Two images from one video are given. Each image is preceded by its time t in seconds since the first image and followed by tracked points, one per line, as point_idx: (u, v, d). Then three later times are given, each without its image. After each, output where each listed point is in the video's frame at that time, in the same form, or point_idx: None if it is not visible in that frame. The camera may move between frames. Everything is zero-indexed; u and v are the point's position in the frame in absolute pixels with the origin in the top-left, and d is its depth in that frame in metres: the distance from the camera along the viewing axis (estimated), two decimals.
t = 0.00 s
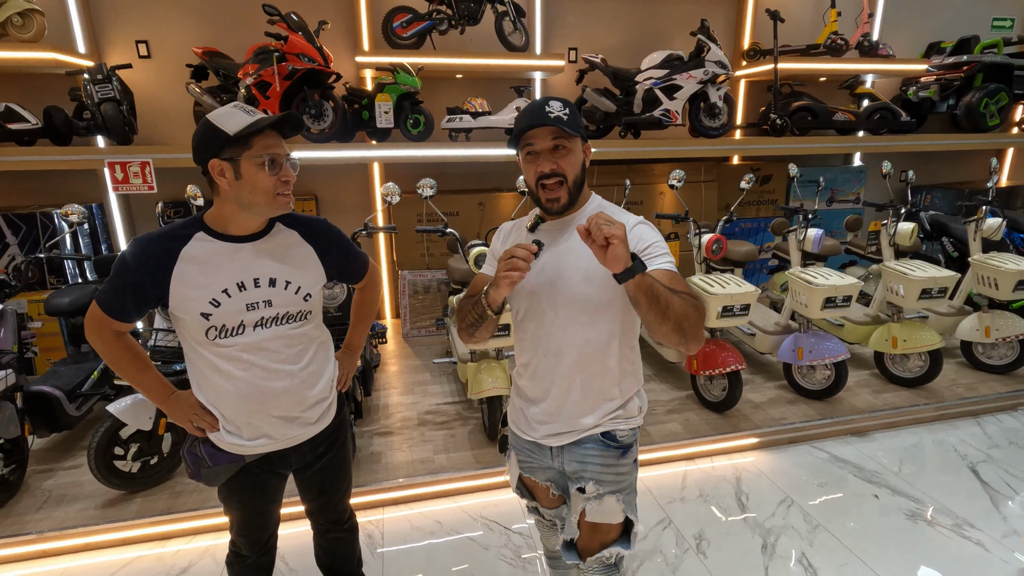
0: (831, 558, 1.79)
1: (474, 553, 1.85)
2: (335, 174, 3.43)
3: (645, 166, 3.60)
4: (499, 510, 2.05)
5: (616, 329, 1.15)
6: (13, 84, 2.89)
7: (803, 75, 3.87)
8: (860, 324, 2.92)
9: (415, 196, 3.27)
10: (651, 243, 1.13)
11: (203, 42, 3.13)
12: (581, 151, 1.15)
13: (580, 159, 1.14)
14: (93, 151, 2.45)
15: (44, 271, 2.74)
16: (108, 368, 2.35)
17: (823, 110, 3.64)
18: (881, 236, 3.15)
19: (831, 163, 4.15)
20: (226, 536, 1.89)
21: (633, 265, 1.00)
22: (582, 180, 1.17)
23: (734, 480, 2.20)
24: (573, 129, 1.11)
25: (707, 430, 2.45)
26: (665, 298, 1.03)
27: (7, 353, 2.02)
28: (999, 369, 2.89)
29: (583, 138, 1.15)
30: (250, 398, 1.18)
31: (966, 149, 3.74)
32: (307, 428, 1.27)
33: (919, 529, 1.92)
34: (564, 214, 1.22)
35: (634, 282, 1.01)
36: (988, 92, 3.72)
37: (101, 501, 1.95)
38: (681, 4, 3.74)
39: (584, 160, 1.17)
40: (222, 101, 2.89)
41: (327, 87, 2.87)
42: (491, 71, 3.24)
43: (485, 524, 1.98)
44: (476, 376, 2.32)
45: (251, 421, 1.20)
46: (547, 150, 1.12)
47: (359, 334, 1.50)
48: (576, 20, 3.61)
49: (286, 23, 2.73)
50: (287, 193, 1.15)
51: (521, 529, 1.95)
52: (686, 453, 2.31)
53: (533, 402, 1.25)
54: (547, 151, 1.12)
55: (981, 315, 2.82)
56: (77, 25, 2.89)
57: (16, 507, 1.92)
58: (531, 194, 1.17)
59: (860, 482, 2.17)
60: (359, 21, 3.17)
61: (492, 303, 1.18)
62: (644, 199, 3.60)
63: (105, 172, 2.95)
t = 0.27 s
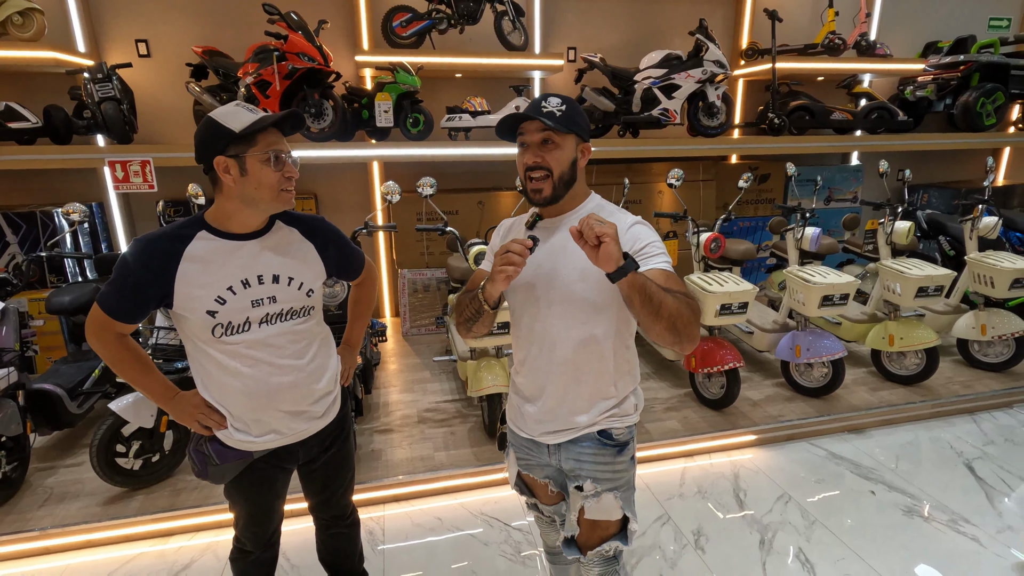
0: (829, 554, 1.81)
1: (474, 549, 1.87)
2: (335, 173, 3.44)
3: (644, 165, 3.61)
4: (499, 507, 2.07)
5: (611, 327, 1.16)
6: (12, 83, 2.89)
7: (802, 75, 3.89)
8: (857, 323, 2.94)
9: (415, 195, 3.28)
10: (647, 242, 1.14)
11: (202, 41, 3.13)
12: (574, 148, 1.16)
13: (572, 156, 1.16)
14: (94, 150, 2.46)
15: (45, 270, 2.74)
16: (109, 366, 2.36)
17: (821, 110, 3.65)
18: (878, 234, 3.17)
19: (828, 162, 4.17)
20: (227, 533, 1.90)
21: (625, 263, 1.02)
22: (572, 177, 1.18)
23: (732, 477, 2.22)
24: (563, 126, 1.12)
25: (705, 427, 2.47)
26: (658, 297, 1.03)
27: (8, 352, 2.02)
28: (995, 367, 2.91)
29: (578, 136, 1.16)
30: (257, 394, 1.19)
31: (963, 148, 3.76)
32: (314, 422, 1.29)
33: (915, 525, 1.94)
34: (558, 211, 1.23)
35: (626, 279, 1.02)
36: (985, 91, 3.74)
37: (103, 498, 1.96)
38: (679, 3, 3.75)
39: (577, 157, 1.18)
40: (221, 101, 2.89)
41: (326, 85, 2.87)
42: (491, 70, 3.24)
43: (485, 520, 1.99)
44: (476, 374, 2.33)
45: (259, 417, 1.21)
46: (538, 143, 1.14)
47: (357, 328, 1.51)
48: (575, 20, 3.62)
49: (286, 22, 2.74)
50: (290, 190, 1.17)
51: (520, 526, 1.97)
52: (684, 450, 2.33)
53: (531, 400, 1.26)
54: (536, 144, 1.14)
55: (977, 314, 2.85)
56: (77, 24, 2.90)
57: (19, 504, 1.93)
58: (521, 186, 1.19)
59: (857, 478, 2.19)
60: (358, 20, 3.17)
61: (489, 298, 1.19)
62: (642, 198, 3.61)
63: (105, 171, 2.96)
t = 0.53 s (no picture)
0: (825, 547, 1.84)
1: (476, 542, 1.89)
2: (336, 172, 3.46)
3: (643, 164, 3.64)
4: (500, 501, 2.09)
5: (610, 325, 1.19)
6: (15, 83, 2.91)
7: (799, 75, 3.92)
8: (853, 320, 2.97)
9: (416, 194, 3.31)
10: (645, 243, 1.15)
11: (204, 41, 3.15)
12: (565, 153, 1.17)
13: (563, 160, 1.17)
14: (97, 149, 2.48)
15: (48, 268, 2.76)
16: (113, 363, 2.38)
17: (818, 110, 3.68)
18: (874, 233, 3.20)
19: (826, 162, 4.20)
20: (232, 527, 1.92)
21: (631, 305, 1.00)
22: (565, 181, 1.20)
23: (730, 471, 2.25)
24: (552, 134, 1.14)
25: (703, 423, 2.50)
26: (659, 318, 1.06)
27: (14, 348, 2.04)
28: (990, 363, 2.94)
29: (571, 141, 1.17)
30: (265, 387, 1.22)
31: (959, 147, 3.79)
32: (321, 414, 1.31)
33: (910, 518, 1.97)
34: (555, 212, 1.25)
35: (633, 318, 1.02)
36: (980, 91, 3.78)
37: (109, 493, 1.99)
38: (677, 3, 3.78)
39: (569, 161, 1.19)
40: (224, 100, 2.92)
41: (328, 85, 2.90)
42: (491, 70, 3.27)
43: (486, 514, 2.02)
44: (477, 371, 2.36)
45: (268, 409, 1.24)
46: (530, 150, 1.16)
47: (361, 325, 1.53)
48: (574, 19, 3.64)
49: (288, 22, 2.76)
50: (296, 186, 1.19)
51: (521, 520, 1.99)
52: (683, 446, 2.36)
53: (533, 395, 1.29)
54: (527, 152, 1.16)
55: (972, 311, 2.88)
56: (80, 24, 2.91)
57: (26, 499, 1.95)
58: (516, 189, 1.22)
59: (853, 473, 2.22)
60: (359, 20, 3.19)
61: (490, 300, 1.22)
62: (641, 197, 3.65)
63: (108, 170, 2.98)
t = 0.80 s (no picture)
0: (819, 537, 1.89)
1: (478, 533, 1.94)
2: (337, 172, 3.50)
3: (641, 164, 3.69)
4: (502, 494, 2.13)
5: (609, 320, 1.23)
6: (20, 84, 2.94)
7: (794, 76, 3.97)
8: (848, 317, 3.01)
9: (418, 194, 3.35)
10: (643, 242, 1.17)
11: (207, 42, 3.19)
12: (565, 154, 1.20)
13: (563, 161, 1.20)
14: (102, 149, 2.51)
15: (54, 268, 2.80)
16: (119, 360, 2.41)
17: (814, 111, 3.74)
18: (868, 232, 3.25)
19: (822, 162, 4.26)
20: (238, 520, 1.96)
21: (627, 307, 1.04)
22: (565, 182, 1.23)
23: (726, 465, 2.29)
24: (552, 137, 1.17)
25: (700, 418, 2.54)
26: (654, 319, 1.10)
27: (24, 345, 2.04)
28: (983, 360, 2.99)
29: (570, 142, 1.20)
30: (272, 379, 1.26)
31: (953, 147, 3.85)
32: (324, 406, 1.35)
33: (902, 509, 2.02)
34: (556, 211, 1.28)
35: (629, 319, 1.05)
36: (973, 93, 3.84)
37: (117, 487, 2.02)
38: (675, 5, 3.83)
39: (569, 162, 1.22)
40: (227, 101, 2.96)
41: (330, 87, 2.95)
42: (491, 72, 3.32)
43: (488, 507, 2.06)
44: (478, 367, 2.40)
45: (275, 400, 1.27)
46: (530, 152, 1.19)
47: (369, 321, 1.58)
48: (572, 21, 3.69)
49: (291, 25, 2.80)
50: (301, 184, 1.22)
51: (523, 512, 2.03)
52: (680, 441, 2.40)
53: (534, 389, 1.33)
54: (527, 155, 1.20)
55: (965, 308, 2.93)
56: (84, 26, 2.95)
57: (35, 493, 1.98)
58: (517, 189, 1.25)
59: (847, 467, 2.27)
60: (361, 22, 3.24)
61: (493, 297, 1.25)
62: (639, 197, 3.70)
63: (112, 170, 3.01)
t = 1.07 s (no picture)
0: (804, 521, 1.97)
1: (478, 520, 2.01)
2: (337, 173, 3.57)
3: (634, 165, 3.77)
4: (500, 484, 2.21)
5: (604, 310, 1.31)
6: (26, 86, 2.99)
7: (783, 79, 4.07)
8: (835, 313, 3.10)
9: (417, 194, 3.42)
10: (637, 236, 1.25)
11: (209, 45, 3.25)
12: (570, 151, 1.29)
13: (569, 158, 1.29)
14: (107, 151, 2.57)
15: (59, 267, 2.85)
16: (126, 356, 2.46)
17: (802, 113, 3.84)
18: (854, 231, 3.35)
19: (811, 163, 4.36)
20: (245, 510, 2.03)
21: (614, 310, 1.11)
22: (569, 178, 1.31)
23: (716, 455, 2.38)
24: (559, 135, 1.25)
25: (691, 411, 2.63)
26: (643, 315, 1.17)
27: (36, 341, 2.06)
28: (964, 354, 3.10)
29: (574, 141, 1.29)
30: (283, 368, 1.33)
31: (937, 149, 3.96)
32: (332, 395, 1.42)
33: (883, 495, 2.11)
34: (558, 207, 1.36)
35: (619, 320, 1.13)
36: (956, 96, 3.96)
37: (127, 478, 2.08)
38: (667, 10, 3.92)
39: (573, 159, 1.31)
40: (229, 104, 3.02)
41: (330, 90, 3.02)
42: (488, 75, 3.39)
43: (487, 496, 2.14)
44: (476, 361, 2.47)
45: (285, 388, 1.35)
46: (538, 149, 1.27)
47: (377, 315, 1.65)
48: (567, 25, 3.77)
49: (293, 29, 2.87)
50: (312, 184, 1.29)
51: (521, 501, 2.11)
52: (672, 432, 2.48)
53: (535, 375, 1.41)
54: (534, 151, 1.28)
55: (947, 304, 3.03)
56: (89, 30, 3.01)
57: (47, 485, 2.04)
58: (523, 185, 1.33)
59: (832, 456, 2.36)
60: (360, 27, 3.31)
61: (495, 289, 1.33)
62: (633, 197, 3.79)
63: (116, 171, 3.07)
